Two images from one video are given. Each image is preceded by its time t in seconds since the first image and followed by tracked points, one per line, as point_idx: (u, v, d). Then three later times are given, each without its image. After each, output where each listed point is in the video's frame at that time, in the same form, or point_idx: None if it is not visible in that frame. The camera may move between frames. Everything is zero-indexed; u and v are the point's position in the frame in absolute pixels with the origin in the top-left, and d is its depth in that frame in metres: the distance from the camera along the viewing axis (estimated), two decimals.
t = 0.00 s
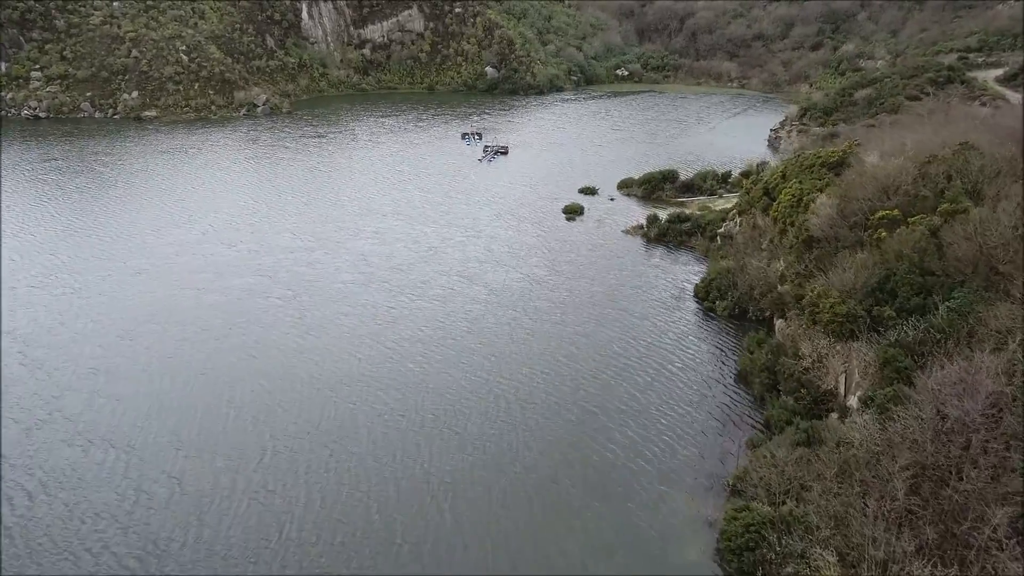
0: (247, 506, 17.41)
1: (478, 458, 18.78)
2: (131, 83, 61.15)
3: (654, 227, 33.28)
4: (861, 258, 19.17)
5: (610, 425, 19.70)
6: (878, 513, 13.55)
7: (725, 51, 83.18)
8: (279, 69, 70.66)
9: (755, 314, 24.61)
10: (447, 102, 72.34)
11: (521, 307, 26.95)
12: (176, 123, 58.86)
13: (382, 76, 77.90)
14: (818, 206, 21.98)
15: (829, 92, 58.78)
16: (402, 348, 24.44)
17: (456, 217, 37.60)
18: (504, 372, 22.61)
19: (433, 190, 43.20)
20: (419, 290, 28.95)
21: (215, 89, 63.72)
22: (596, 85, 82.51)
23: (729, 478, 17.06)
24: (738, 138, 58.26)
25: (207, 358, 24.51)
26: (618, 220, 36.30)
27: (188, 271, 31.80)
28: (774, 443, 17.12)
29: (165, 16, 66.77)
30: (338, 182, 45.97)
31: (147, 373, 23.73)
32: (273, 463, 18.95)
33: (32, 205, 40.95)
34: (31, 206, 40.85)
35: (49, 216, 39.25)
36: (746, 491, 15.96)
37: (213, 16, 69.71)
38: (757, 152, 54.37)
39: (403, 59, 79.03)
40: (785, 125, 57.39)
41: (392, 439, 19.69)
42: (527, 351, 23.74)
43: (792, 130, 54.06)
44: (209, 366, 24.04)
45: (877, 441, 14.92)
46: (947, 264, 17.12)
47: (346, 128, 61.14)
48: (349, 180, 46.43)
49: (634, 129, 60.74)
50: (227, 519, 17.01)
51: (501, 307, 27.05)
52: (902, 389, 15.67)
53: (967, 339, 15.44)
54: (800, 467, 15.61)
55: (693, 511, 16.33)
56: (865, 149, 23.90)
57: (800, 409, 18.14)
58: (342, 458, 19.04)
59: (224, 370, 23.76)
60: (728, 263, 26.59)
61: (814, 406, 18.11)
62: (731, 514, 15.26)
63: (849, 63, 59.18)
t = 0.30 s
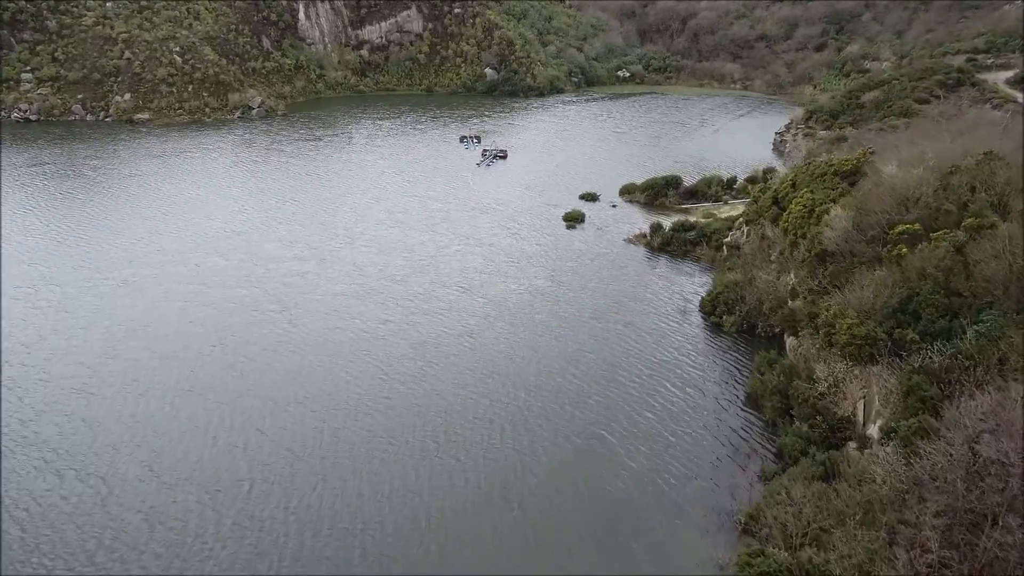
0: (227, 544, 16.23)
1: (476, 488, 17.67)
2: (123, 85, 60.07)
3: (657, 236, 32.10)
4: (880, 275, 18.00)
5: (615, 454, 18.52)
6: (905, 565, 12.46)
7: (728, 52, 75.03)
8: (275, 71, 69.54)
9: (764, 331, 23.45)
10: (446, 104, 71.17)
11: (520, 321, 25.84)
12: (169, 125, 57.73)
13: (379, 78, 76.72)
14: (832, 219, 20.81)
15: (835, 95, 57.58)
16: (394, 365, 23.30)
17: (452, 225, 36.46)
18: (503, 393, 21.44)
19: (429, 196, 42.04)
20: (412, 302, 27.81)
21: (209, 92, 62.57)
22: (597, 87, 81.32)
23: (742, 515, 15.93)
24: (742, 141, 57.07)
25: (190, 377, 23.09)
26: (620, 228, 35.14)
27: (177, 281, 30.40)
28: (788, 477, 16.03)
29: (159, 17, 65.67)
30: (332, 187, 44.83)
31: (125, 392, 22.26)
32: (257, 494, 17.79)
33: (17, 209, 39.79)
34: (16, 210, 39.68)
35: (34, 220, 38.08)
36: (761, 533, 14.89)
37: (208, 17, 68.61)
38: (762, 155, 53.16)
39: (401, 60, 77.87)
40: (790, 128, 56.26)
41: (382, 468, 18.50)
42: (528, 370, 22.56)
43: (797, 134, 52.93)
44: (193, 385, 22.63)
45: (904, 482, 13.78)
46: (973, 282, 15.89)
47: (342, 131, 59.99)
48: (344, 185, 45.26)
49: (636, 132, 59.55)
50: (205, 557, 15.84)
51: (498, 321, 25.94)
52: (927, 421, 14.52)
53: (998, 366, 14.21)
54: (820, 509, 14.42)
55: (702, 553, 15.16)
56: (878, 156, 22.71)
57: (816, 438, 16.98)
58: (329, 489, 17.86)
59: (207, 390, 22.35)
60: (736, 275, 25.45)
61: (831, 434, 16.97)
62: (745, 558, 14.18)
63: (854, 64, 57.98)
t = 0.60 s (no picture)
0: None
1: (474, 526, 16.42)
2: (113, 87, 58.82)
3: (660, 247, 30.74)
4: (903, 297, 16.67)
5: (622, 489, 17.26)
6: None
7: (732, 53, 78.60)
8: (270, 73, 68.32)
9: (775, 351, 22.15)
10: (443, 107, 69.90)
11: (516, 339, 24.57)
12: (160, 128, 56.49)
13: (377, 79, 75.46)
14: (849, 234, 19.47)
15: (841, 97, 56.27)
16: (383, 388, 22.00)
17: (446, 233, 35.14)
18: (502, 421, 20.16)
19: (424, 202, 40.71)
20: (402, 317, 26.53)
21: (202, 94, 61.33)
22: (598, 89, 80.03)
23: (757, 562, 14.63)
24: (746, 145, 55.78)
25: (166, 403, 21.73)
26: (621, 237, 33.83)
27: (158, 295, 28.98)
28: (806, 522, 14.73)
29: (152, 18, 64.45)
30: (325, 193, 43.56)
31: (96, 420, 20.91)
32: (234, 534, 16.45)
33: None
34: None
35: (15, 228, 36.81)
36: None
37: (202, 17, 67.39)
38: (767, 159, 51.84)
39: (399, 61, 76.60)
40: (796, 132, 55.02)
41: (371, 505, 17.19)
42: (529, 395, 21.27)
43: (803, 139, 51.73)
44: (166, 413, 21.21)
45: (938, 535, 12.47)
46: (1008, 308, 14.53)
47: (337, 135, 58.73)
48: (337, 190, 43.96)
49: (638, 135, 58.25)
50: None
51: (493, 338, 24.65)
52: (961, 464, 13.18)
53: None
54: (844, 561, 13.08)
55: None
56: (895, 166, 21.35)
57: (835, 476, 15.66)
58: (313, 528, 16.55)
59: (183, 417, 20.98)
60: (745, 291, 24.14)
61: (851, 471, 15.66)
62: None
63: (859, 66, 56.71)
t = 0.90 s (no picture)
0: None
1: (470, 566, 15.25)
2: (104, 89, 57.67)
3: (663, 258, 29.49)
4: (927, 323, 15.41)
5: (628, 522, 16.19)
6: None
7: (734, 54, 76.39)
8: (264, 74, 67.09)
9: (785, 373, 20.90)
10: (440, 109, 68.62)
11: (515, 357, 23.37)
12: (150, 131, 55.27)
13: (374, 81, 74.16)
14: (865, 251, 18.20)
15: (847, 100, 54.89)
16: (372, 412, 20.81)
17: (442, 242, 33.88)
18: (504, 446, 19.02)
19: (419, 208, 39.48)
20: (397, 333, 25.33)
21: (193, 96, 60.11)
22: (599, 90, 78.76)
23: None
24: (750, 148, 54.43)
25: (139, 431, 20.39)
26: (623, 247, 32.58)
27: (140, 308, 27.68)
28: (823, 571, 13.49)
29: (144, 18, 63.25)
30: (318, 198, 42.29)
31: (62, 450, 19.63)
32: None
33: None
34: None
35: None
36: None
37: (195, 18, 66.18)
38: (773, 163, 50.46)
39: (396, 62, 75.31)
40: (801, 135, 53.74)
41: (359, 542, 16.03)
42: (532, 417, 20.14)
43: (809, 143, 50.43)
44: (138, 442, 19.93)
45: None
46: None
47: (332, 138, 57.47)
48: (330, 196, 42.71)
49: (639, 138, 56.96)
50: None
51: (491, 356, 23.45)
52: (999, 515, 11.91)
53: None
54: None
55: None
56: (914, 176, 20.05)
57: (856, 519, 14.40)
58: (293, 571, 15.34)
59: (155, 447, 19.68)
60: (753, 308, 22.90)
61: (872, 514, 14.40)
62: None
63: (866, 67, 55.37)
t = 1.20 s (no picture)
0: None
1: None
2: (93, 91, 56.50)
3: (665, 271, 28.18)
4: (954, 353, 14.11)
5: (625, 565, 15.01)
6: None
7: (735, 55, 76.75)
8: (259, 76, 65.84)
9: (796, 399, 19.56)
10: (438, 112, 67.32)
11: (508, 378, 22.07)
12: (139, 135, 54.03)
13: (371, 83, 72.90)
14: (883, 271, 16.90)
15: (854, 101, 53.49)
16: (360, 438, 19.61)
17: (434, 253, 32.57)
18: (507, 472, 18.05)
19: (413, 216, 38.17)
20: (383, 351, 24.05)
21: (185, 98, 58.87)
22: (600, 92, 77.44)
23: None
24: (755, 152, 53.07)
25: (101, 463, 19.02)
26: (623, 258, 31.22)
27: (117, 323, 26.33)
28: None
29: (135, 19, 62.07)
30: (309, 203, 40.90)
31: (20, 482, 18.30)
32: None
33: None
34: None
35: None
36: None
37: (188, 18, 64.97)
38: (777, 167, 49.09)
39: (393, 63, 74.01)
40: (807, 138, 52.36)
41: None
42: (538, 440, 19.14)
43: (815, 147, 49.06)
44: (99, 474, 18.55)
45: None
46: None
47: (326, 141, 56.15)
48: (322, 201, 41.37)
49: (641, 142, 55.66)
50: None
51: (483, 378, 22.17)
52: None
53: None
54: None
55: None
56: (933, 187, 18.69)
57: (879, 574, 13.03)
58: None
59: (117, 481, 18.30)
60: (761, 327, 21.56)
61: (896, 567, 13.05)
62: None
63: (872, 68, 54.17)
